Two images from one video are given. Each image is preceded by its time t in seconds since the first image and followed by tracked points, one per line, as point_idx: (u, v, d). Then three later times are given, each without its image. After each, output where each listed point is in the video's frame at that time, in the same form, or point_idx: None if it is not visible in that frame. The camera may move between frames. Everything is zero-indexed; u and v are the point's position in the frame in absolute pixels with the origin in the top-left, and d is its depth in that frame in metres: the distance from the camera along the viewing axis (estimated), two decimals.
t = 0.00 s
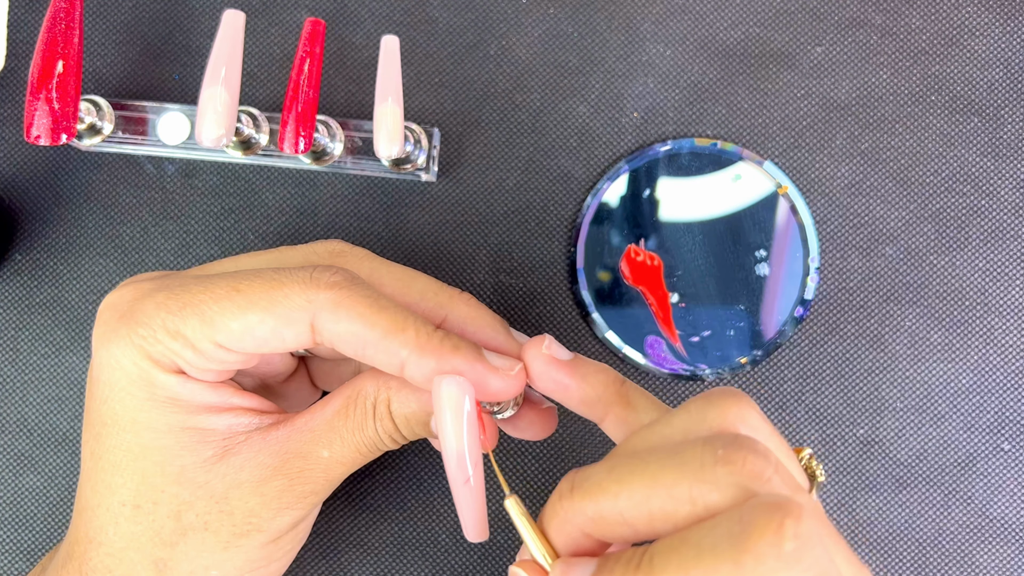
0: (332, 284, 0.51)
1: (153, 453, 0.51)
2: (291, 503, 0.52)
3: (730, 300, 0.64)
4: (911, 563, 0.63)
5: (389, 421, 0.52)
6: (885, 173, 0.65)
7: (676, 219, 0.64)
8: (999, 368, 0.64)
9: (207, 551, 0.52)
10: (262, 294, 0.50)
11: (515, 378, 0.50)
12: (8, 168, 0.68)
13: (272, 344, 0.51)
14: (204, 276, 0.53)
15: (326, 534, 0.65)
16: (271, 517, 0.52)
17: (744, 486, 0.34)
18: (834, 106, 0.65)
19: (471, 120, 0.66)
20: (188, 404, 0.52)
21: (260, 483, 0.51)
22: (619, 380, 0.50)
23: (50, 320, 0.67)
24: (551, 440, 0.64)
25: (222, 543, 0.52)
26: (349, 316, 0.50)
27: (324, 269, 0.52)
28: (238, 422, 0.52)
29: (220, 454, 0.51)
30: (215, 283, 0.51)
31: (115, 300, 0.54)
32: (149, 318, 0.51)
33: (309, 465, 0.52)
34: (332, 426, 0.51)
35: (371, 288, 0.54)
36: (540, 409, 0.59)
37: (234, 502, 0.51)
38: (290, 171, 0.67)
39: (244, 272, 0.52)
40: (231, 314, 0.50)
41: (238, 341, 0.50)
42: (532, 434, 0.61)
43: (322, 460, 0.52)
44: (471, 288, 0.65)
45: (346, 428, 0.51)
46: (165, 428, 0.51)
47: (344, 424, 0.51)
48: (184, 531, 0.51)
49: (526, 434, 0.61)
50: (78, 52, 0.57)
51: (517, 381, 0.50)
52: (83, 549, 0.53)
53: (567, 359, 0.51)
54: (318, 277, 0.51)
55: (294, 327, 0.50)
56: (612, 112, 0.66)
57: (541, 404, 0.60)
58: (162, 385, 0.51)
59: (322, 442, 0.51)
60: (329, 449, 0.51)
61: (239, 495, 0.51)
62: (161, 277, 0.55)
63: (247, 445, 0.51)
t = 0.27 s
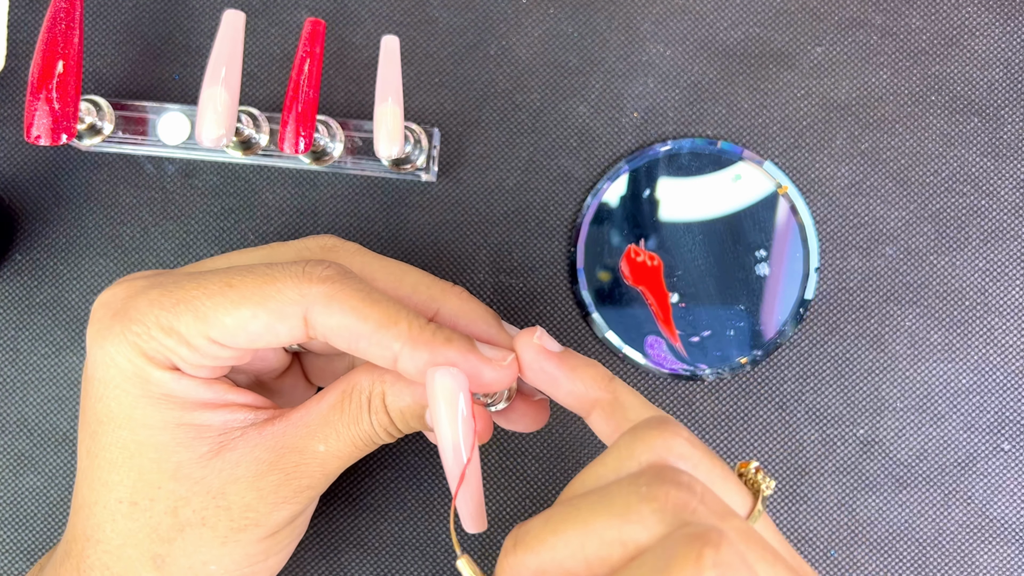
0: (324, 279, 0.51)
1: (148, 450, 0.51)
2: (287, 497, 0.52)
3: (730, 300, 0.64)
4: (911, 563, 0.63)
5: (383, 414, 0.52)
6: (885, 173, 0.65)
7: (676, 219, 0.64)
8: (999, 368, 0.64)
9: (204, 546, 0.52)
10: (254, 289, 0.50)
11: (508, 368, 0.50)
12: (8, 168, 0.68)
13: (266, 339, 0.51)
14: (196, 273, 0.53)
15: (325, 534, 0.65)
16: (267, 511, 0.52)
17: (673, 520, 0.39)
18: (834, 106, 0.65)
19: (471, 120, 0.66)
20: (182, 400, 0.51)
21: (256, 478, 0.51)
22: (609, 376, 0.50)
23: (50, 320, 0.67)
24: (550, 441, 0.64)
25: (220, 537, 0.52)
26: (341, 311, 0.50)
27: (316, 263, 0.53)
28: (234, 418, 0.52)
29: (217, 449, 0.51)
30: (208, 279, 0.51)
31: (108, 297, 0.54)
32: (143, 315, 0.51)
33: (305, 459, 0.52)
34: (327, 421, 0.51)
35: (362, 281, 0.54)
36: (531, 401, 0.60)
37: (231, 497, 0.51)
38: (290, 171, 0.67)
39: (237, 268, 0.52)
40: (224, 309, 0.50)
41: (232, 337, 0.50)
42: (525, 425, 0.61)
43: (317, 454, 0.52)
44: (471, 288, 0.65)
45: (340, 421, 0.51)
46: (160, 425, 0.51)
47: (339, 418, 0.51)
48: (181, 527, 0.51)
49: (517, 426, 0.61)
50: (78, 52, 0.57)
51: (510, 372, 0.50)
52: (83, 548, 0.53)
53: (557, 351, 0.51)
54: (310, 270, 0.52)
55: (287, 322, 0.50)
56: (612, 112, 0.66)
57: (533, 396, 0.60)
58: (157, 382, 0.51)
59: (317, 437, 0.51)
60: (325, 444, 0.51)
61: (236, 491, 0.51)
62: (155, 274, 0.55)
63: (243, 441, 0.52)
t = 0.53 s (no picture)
0: (339, 269, 0.53)
1: (153, 454, 0.51)
2: (288, 511, 0.51)
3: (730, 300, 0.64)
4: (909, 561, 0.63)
5: (393, 418, 0.50)
6: (885, 173, 0.65)
7: (676, 219, 0.65)
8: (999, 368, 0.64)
9: (203, 557, 0.51)
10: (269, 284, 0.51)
11: (529, 344, 0.53)
12: (8, 168, 0.68)
13: (282, 332, 0.52)
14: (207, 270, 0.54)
15: (325, 534, 0.65)
16: (267, 526, 0.51)
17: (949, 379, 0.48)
18: (834, 106, 0.65)
19: (471, 120, 0.66)
20: (190, 403, 0.52)
21: (256, 488, 0.50)
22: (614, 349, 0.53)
23: (50, 320, 0.67)
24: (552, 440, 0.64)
25: (218, 547, 0.51)
26: (359, 296, 0.52)
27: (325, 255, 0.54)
28: (239, 426, 0.52)
29: (221, 457, 0.51)
30: (222, 276, 0.52)
31: (117, 298, 0.54)
32: (156, 314, 0.52)
33: (307, 470, 0.50)
34: (332, 430, 0.50)
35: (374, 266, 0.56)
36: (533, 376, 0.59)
37: (231, 507, 0.50)
38: (290, 171, 0.67)
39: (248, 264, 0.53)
40: (241, 306, 0.51)
41: (248, 332, 0.51)
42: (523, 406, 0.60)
43: (320, 464, 0.51)
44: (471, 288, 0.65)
45: (346, 430, 0.50)
46: (167, 429, 0.51)
47: (344, 427, 0.50)
48: (181, 534, 0.51)
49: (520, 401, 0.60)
50: (78, 52, 0.57)
51: (531, 347, 0.54)
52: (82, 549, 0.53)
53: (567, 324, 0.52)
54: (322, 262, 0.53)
55: (305, 315, 0.52)
56: (612, 112, 0.66)
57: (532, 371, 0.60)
58: (166, 384, 0.51)
59: (321, 446, 0.50)
60: (327, 453, 0.50)
61: (236, 501, 0.50)
62: (164, 274, 0.55)
63: (246, 449, 0.51)
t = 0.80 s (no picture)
0: (346, 265, 0.53)
1: (160, 460, 0.51)
2: (295, 535, 0.51)
3: (730, 300, 0.64)
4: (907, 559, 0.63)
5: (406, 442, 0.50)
6: (885, 173, 0.65)
7: (676, 219, 0.64)
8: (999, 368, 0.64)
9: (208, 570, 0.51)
10: (274, 279, 0.51)
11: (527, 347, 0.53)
12: (8, 168, 0.68)
13: (288, 327, 0.52)
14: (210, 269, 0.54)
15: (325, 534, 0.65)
16: (273, 547, 0.51)
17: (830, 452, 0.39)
18: (834, 106, 0.65)
19: (471, 120, 0.66)
20: (197, 406, 0.51)
21: (263, 509, 0.50)
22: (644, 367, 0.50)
23: (49, 320, 0.67)
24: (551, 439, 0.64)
25: (225, 564, 0.51)
26: (365, 294, 0.52)
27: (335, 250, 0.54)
28: (248, 437, 0.52)
29: (227, 470, 0.51)
30: (226, 274, 0.52)
31: (121, 300, 0.54)
32: (160, 314, 0.51)
33: (315, 493, 0.50)
34: (344, 457, 0.50)
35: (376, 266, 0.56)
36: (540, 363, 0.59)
37: (237, 525, 0.50)
38: (290, 171, 0.67)
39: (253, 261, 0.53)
40: (245, 301, 0.51)
41: (252, 328, 0.51)
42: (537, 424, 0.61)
43: (329, 489, 0.50)
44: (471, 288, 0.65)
45: (362, 456, 0.50)
46: (174, 435, 0.51)
47: (359, 451, 0.50)
48: (188, 545, 0.50)
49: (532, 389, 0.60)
50: (78, 52, 0.57)
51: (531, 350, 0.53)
52: (80, 548, 0.53)
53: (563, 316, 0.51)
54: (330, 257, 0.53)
55: (310, 309, 0.52)
56: (612, 112, 0.66)
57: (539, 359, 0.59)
58: (172, 385, 0.51)
59: (333, 472, 0.50)
60: (338, 478, 0.50)
61: (243, 519, 0.50)
62: (166, 275, 0.55)
63: (252, 463, 0.51)
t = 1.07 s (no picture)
0: (347, 265, 0.53)
1: (161, 459, 0.51)
2: (296, 536, 0.50)
3: (730, 300, 0.64)
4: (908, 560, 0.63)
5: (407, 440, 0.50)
6: (885, 173, 0.65)
7: (676, 219, 0.64)
8: (999, 368, 0.64)
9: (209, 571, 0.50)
10: (275, 279, 0.51)
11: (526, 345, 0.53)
12: (8, 168, 0.68)
13: (288, 326, 0.52)
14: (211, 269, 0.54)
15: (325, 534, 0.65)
16: (275, 549, 0.51)
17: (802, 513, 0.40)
18: (834, 106, 0.65)
19: (471, 120, 0.66)
20: (198, 405, 0.51)
21: (264, 509, 0.50)
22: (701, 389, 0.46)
23: (49, 320, 0.67)
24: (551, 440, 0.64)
25: (226, 566, 0.51)
26: (366, 294, 0.52)
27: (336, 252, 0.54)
28: (248, 437, 0.52)
29: (228, 470, 0.51)
30: (226, 273, 0.52)
31: (120, 299, 0.54)
32: (160, 313, 0.52)
33: (316, 493, 0.50)
34: (345, 456, 0.50)
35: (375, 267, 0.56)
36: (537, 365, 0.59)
37: (238, 525, 0.50)
38: (290, 171, 0.67)
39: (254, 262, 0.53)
40: (246, 300, 0.51)
41: (252, 327, 0.51)
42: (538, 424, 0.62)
43: (330, 488, 0.50)
44: (471, 288, 0.65)
45: (363, 455, 0.50)
46: (174, 434, 0.51)
47: (360, 450, 0.50)
48: (189, 546, 0.50)
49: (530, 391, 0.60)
50: (78, 52, 0.57)
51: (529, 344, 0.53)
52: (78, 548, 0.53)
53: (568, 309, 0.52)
54: (332, 258, 0.53)
55: (310, 308, 0.52)
56: (612, 112, 0.66)
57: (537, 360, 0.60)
58: (173, 384, 0.51)
59: (333, 471, 0.50)
60: (339, 478, 0.50)
61: (244, 519, 0.50)
62: (165, 275, 0.55)
63: (253, 463, 0.51)
